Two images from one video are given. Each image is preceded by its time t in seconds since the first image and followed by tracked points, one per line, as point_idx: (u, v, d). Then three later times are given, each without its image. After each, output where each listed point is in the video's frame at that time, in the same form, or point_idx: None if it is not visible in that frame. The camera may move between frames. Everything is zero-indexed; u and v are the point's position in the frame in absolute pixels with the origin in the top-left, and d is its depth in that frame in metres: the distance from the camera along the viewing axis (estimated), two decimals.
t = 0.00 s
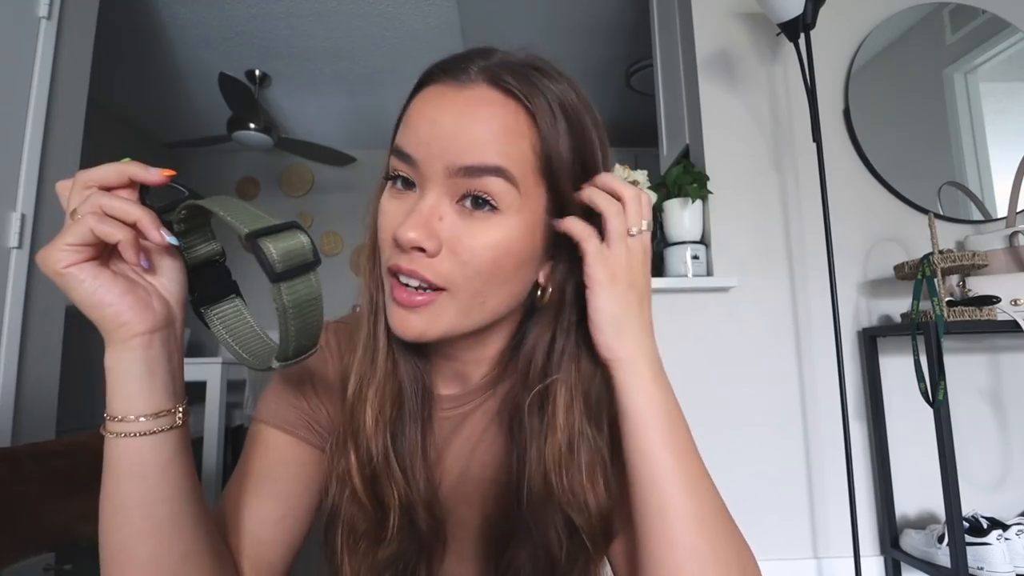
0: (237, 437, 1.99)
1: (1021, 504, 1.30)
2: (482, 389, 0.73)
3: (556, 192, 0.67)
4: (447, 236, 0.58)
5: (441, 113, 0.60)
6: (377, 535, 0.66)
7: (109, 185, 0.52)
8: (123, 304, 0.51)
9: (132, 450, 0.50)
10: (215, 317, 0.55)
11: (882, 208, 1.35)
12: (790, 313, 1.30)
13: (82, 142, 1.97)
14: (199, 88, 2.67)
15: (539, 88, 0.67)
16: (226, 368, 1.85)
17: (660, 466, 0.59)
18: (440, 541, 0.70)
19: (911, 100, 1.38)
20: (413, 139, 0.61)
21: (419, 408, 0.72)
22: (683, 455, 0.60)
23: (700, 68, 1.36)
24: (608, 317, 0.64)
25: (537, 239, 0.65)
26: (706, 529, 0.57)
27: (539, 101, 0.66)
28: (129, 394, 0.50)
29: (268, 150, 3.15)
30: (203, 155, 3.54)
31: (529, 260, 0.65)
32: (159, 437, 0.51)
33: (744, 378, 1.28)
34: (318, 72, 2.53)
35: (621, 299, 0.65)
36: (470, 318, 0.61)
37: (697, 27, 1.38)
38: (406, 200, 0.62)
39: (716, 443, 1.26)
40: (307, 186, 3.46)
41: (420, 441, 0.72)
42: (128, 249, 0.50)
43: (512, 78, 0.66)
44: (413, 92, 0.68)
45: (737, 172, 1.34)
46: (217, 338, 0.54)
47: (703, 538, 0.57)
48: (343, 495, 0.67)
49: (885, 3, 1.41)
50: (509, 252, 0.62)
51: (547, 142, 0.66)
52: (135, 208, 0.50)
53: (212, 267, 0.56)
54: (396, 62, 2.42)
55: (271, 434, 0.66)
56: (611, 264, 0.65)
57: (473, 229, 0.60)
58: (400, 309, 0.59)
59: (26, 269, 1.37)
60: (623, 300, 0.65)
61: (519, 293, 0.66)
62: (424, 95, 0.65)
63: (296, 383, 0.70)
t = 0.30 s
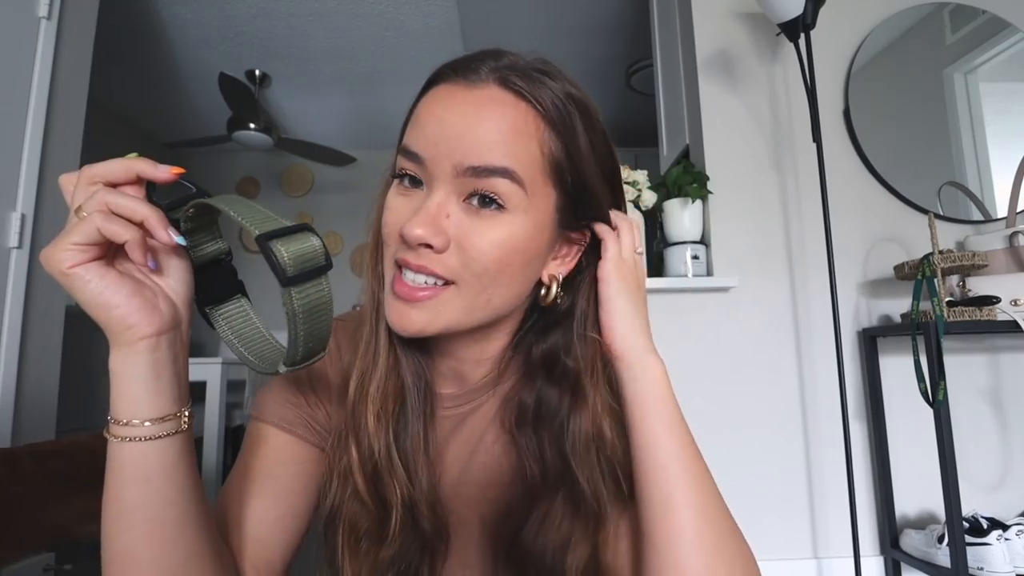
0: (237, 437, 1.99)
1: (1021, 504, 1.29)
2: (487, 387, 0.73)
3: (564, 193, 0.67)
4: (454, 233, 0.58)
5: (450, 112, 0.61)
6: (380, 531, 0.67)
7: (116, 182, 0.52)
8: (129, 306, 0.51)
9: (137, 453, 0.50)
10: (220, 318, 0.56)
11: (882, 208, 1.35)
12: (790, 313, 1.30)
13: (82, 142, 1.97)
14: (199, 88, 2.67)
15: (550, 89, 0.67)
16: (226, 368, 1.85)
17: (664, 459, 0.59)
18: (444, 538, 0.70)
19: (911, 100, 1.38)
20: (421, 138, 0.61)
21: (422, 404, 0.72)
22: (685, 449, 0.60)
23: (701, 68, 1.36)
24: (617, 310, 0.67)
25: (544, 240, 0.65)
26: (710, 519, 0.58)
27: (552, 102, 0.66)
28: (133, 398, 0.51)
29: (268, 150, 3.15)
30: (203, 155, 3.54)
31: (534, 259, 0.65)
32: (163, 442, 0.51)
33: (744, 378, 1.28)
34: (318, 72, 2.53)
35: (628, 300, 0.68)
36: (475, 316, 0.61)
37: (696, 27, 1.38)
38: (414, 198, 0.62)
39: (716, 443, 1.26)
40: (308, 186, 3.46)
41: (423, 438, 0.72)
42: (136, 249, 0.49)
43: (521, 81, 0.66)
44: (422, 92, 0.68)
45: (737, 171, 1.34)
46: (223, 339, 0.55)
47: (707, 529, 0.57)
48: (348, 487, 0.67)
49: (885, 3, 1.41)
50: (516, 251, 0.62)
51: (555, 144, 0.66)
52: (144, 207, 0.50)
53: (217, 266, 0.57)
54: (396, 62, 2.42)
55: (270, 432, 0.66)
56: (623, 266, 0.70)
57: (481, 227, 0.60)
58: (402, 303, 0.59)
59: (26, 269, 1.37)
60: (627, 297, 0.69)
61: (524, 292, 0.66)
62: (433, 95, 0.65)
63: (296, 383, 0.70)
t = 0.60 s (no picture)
0: (237, 437, 1.99)
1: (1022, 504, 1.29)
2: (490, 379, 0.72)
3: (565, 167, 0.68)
4: (460, 213, 0.59)
5: (445, 98, 0.61)
6: (382, 528, 0.67)
7: (115, 180, 0.52)
8: (130, 307, 0.51)
9: (137, 456, 0.50)
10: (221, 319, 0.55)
11: (882, 208, 1.35)
12: (790, 313, 1.30)
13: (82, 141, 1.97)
14: (199, 88, 2.67)
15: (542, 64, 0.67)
16: (226, 368, 1.85)
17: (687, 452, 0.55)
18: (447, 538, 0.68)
19: (911, 100, 1.38)
20: (418, 125, 0.61)
21: (422, 398, 0.72)
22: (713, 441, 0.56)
23: (700, 68, 1.36)
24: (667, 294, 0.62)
25: (544, 216, 0.66)
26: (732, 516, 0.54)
27: (544, 80, 0.66)
28: (134, 400, 0.51)
29: (267, 150, 3.16)
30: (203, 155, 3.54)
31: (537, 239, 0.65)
32: (163, 444, 0.51)
33: (743, 379, 1.28)
34: (318, 72, 2.53)
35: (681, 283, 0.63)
36: (486, 298, 0.61)
37: (696, 27, 1.38)
38: (415, 184, 0.62)
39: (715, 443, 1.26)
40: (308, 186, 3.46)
41: (424, 433, 0.71)
42: (136, 249, 0.50)
43: (515, 61, 0.66)
44: (413, 83, 0.69)
45: (737, 171, 1.34)
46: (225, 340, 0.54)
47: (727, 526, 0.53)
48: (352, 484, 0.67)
49: (885, 3, 1.41)
50: (519, 226, 0.62)
51: (552, 118, 0.67)
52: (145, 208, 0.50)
53: (221, 265, 0.56)
54: (396, 62, 2.42)
55: (271, 432, 0.66)
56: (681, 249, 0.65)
57: (485, 205, 0.60)
58: (414, 291, 0.59)
59: (26, 270, 1.37)
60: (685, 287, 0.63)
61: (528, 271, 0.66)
62: (425, 85, 0.65)
63: (297, 383, 0.69)
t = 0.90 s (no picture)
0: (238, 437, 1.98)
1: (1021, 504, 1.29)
2: (488, 370, 0.72)
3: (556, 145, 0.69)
4: (469, 190, 0.59)
5: (437, 80, 0.61)
6: (378, 525, 0.67)
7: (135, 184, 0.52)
8: (136, 306, 0.50)
9: (146, 456, 0.49)
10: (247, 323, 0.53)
11: (882, 208, 1.35)
12: (790, 313, 1.30)
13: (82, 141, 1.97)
14: (199, 88, 2.67)
15: (519, 44, 0.69)
16: (226, 368, 1.85)
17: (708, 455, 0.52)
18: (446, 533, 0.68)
19: (911, 100, 1.38)
20: (413, 109, 0.61)
21: (422, 390, 0.72)
22: (737, 445, 0.52)
23: (700, 68, 1.37)
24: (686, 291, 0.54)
25: (540, 191, 0.66)
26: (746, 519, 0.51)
27: (525, 61, 0.68)
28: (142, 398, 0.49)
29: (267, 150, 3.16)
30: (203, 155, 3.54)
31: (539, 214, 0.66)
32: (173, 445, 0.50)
33: (743, 380, 1.28)
34: (318, 72, 2.52)
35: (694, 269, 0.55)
36: (498, 270, 0.61)
37: (696, 27, 1.38)
38: (417, 169, 0.61)
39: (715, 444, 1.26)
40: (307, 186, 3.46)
41: (420, 425, 0.71)
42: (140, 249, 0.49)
43: (494, 44, 0.68)
44: (395, 73, 0.68)
45: (737, 171, 1.34)
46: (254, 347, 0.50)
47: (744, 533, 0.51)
48: (348, 481, 0.67)
49: (885, 3, 1.41)
50: (525, 199, 0.63)
51: (537, 99, 0.68)
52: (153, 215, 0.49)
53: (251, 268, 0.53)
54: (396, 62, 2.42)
55: (275, 429, 0.66)
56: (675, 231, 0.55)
57: (492, 180, 0.60)
58: (431, 269, 0.58)
59: (26, 270, 1.37)
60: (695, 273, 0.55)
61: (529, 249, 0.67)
62: (412, 71, 0.65)
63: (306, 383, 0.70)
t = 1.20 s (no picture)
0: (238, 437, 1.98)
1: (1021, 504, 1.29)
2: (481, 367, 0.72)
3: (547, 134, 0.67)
4: (461, 192, 0.58)
5: (427, 80, 0.61)
6: (378, 519, 0.67)
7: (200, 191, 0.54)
8: (167, 305, 0.49)
9: (172, 454, 0.49)
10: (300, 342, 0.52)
11: (882, 208, 1.35)
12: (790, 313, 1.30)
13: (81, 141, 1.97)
14: (199, 88, 2.67)
15: (506, 36, 0.68)
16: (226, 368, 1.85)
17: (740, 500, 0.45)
18: (446, 529, 0.67)
19: (911, 100, 1.38)
20: (404, 110, 0.61)
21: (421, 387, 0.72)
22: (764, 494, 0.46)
23: (700, 68, 1.37)
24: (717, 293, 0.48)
25: (536, 186, 0.66)
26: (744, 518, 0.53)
27: (515, 54, 0.67)
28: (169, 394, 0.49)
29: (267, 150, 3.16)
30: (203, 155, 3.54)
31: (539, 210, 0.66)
32: (198, 446, 0.49)
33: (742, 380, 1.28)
34: (318, 72, 2.53)
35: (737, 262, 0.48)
36: (492, 269, 0.61)
37: (696, 27, 1.38)
38: (410, 171, 0.61)
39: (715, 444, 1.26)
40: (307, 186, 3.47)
41: (420, 418, 0.71)
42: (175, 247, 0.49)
43: (481, 38, 0.67)
44: (386, 72, 0.68)
45: (736, 172, 1.34)
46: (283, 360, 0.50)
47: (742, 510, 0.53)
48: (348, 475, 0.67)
49: (885, 3, 1.41)
50: (517, 198, 0.63)
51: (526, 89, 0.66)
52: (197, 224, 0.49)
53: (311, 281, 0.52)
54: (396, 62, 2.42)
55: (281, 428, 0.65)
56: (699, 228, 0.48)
57: (485, 181, 0.60)
58: (427, 270, 0.58)
59: (26, 270, 1.37)
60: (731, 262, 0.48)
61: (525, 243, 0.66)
62: (402, 70, 0.64)
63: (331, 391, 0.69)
